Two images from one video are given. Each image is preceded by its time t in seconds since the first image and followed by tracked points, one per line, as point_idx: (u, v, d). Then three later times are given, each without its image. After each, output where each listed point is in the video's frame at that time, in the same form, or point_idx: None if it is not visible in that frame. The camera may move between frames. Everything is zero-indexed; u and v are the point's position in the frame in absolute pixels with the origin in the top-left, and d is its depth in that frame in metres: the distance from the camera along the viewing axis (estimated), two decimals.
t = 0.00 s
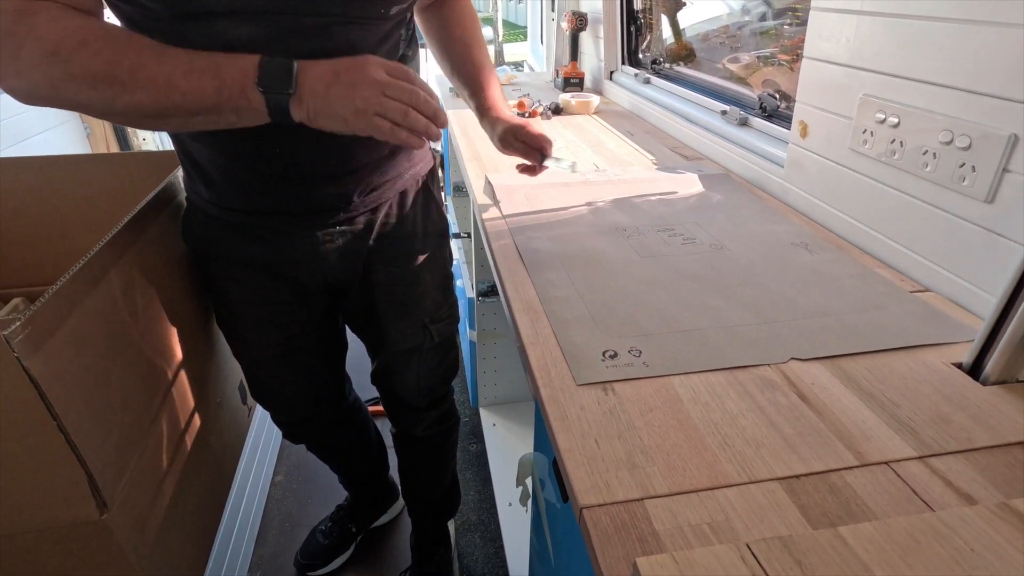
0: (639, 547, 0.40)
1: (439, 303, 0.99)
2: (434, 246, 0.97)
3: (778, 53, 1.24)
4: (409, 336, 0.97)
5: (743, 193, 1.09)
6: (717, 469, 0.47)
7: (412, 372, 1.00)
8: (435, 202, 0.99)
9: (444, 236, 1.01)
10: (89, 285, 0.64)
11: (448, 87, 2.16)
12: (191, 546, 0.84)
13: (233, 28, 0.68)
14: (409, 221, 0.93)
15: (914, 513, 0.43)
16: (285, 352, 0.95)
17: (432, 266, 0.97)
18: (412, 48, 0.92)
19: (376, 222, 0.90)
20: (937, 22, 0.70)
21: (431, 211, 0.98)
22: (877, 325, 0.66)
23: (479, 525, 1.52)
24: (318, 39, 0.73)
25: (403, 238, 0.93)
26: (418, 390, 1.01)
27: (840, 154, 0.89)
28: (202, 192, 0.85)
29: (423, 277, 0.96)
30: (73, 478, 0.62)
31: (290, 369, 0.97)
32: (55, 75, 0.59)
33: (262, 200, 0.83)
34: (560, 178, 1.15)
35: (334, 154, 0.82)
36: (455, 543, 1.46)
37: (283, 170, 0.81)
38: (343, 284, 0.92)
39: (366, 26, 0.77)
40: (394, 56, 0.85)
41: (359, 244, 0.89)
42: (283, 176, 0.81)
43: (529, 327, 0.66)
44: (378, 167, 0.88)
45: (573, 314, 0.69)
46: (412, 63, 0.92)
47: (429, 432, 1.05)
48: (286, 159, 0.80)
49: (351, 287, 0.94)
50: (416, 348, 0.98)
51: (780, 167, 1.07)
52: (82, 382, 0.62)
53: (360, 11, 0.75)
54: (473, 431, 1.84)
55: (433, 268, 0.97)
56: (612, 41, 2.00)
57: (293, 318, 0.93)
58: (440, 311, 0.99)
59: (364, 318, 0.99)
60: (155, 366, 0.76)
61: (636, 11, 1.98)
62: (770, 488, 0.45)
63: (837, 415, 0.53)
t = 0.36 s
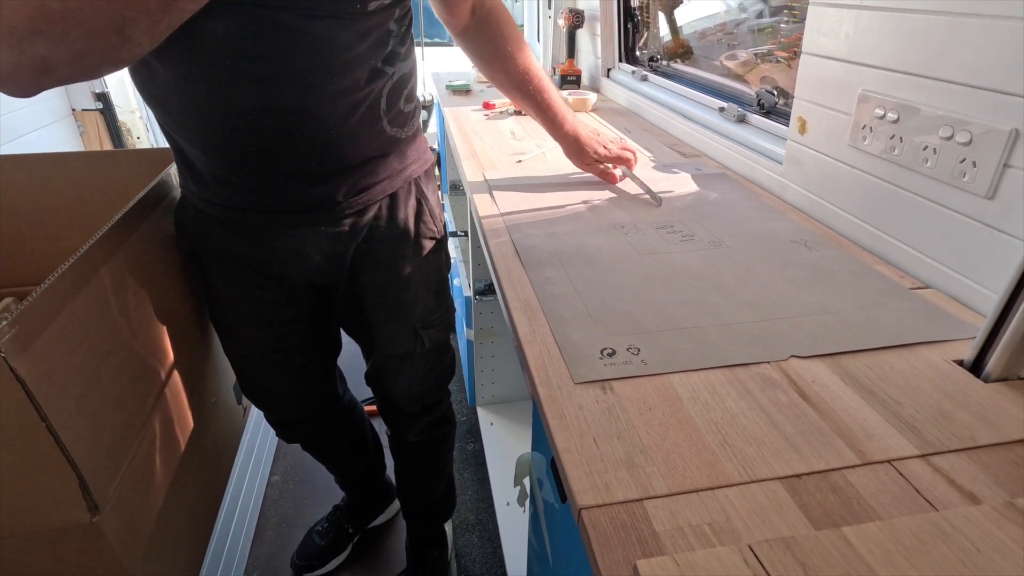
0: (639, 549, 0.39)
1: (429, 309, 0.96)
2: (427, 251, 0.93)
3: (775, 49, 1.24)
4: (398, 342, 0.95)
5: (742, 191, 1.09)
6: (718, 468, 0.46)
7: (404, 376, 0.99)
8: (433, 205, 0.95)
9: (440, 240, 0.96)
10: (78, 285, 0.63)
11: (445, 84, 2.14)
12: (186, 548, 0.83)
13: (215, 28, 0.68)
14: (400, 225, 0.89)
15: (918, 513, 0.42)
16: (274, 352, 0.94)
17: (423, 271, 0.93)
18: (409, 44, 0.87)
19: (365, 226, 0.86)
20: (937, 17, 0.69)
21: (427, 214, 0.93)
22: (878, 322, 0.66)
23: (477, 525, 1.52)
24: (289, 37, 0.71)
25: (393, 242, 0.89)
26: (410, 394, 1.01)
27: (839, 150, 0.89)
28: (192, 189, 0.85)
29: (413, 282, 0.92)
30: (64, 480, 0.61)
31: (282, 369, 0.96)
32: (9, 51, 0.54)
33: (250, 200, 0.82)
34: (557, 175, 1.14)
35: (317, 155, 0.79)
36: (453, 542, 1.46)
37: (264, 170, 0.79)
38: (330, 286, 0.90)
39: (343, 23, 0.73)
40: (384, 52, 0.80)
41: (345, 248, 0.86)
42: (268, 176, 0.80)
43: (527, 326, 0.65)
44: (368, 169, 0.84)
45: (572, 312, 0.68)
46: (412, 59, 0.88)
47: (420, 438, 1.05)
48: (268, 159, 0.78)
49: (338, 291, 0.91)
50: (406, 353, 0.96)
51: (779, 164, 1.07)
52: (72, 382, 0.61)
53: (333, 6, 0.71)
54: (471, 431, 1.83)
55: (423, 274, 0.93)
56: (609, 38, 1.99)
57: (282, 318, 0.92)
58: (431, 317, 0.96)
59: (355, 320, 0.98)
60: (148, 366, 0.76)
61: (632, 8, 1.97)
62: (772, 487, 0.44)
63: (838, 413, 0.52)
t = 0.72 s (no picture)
0: (639, 555, 0.40)
1: (422, 330, 0.91)
2: (421, 268, 0.88)
3: (773, 53, 1.25)
4: (386, 358, 0.92)
5: (739, 194, 1.10)
6: (717, 474, 0.47)
7: (395, 395, 0.95)
8: (435, 222, 0.90)
9: (442, 260, 0.91)
10: (81, 292, 0.64)
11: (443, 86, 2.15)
12: (188, 551, 0.84)
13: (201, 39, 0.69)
14: (390, 242, 0.84)
15: (913, 518, 0.43)
16: (267, 356, 0.95)
17: (414, 291, 0.88)
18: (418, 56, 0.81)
19: (354, 244, 0.83)
20: (933, 24, 0.70)
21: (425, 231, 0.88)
22: (875, 327, 0.66)
23: (477, 527, 1.52)
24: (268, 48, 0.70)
25: (381, 258, 0.85)
26: (402, 414, 0.98)
27: (836, 155, 0.90)
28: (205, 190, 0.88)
29: (401, 301, 0.87)
30: (66, 486, 0.61)
31: (280, 370, 0.97)
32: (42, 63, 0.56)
33: (247, 206, 0.82)
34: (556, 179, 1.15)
35: (302, 169, 0.78)
36: (453, 544, 1.46)
37: (255, 180, 0.80)
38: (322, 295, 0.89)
39: (323, 40, 0.71)
40: (375, 68, 0.75)
41: (332, 259, 0.84)
42: (261, 184, 0.80)
43: (527, 332, 0.66)
44: (359, 185, 0.81)
45: (572, 318, 0.68)
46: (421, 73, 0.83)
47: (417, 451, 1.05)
48: (259, 167, 0.78)
49: (327, 299, 0.90)
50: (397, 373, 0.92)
51: (776, 168, 1.07)
52: (75, 389, 0.61)
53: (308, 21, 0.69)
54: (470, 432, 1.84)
55: (414, 294, 0.88)
56: (607, 40, 2.00)
57: (275, 322, 0.92)
58: (423, 340, 0.91)
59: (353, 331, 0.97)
60: (150, 372, 0.76)
61: (631, 10, 1.97)
62: (770, 492, 0.45)
63: (835, 418, 0.53)
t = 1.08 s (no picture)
0: (641, 557, 0.40)
1: (398, 354, 0.90)
2: (400, 292, 0.85)
3: (774, 57, 1.25)
4: (366, 377, 0.93)
5: (741, 198, 1.10)
6: (719, 477, 0.47)
7: (376, 413, 0.96)
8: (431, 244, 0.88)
9: (422, 284, 0.87)
10: (85, 295, 0.64)
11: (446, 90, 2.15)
12: (189, 553, 0.84)
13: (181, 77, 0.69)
14: (364, 266, 0.83)
15: (915, 523, 0.43)
16: (266, 352, 1.03)
17: (388, 316, 0.86)
18: (382, 48, 0.65)
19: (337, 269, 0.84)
20: (934, 29, 0.70)
21: (403, 254, 0.84)
22: (877, 331, 0.66)
23: (477, 530, 1.52)
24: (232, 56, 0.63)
25: (356, 282, 0.85)
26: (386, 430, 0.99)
27: (837, 160, 0.90)
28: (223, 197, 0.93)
29: (376, 325, 0.87)
30: (69, 486, 0.61)
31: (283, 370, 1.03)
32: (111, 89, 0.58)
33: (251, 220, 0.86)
34: (557, 182, 1.15)
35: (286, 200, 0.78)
36: (454, 547, 1.46)
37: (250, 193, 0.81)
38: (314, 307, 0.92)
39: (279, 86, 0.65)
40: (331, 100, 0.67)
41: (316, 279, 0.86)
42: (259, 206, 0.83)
43: (529, 335, 0.66)
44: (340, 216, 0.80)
45: (574, 321, 0.69)
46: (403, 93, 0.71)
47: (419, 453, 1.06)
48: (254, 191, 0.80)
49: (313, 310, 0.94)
50: (375, 394, 0.94)
51: (777, 171, 1.08)
52: (79, 391, 0.62)
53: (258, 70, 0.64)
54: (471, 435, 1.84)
55: (389, 318, 0.87)
56: (609, 44, 2.00)
57: (274, 324, 1.01)
58: (400, 363, 0.90)
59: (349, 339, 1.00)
60: (153, 374, 0.76)
61: (633, 15, 1.98)
62: (772, 496, 0.45)
63: (837, 422, 0.53)
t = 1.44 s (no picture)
0: (649, 564, 0.40)
1: (389, 356, 0.91)
2: (389, 295, 0.87)
3: (784, 62, 1.25)
4: (361, 378, 0.95)
5: (749, 204, 1.09)
6: (727, 484, 0.47)
7: (373, 412, 0.97)
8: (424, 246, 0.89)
9: (410, 289, 0.88)
10: (97, 295, 0.64)
11: (455, 93, 2.16)
12: (197, 553, 0.84)
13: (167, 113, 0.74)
14: (352, 270, 0.85)
15: (926, 532, 0.42)
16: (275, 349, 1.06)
17: (379, 320, 0.88)
18: (320, 41, 0.68)
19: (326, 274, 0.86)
20: (946, 36, 0.70)
21: (391, 258, 0.85)
22: (886, 337, 0.66)
23: (482, 533, 1.52)
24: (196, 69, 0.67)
25: (345, 286, 0.87)
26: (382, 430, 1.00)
27: (847, 166, 0.90)
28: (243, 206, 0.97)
29: (367, 327, 0.89)
30: (80, 486, 0.62)
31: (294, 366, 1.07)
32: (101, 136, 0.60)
33: (259, 225, 0.91)
34: (564, 186, 1.15)
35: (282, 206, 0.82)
36: (459, 550, 1.46)
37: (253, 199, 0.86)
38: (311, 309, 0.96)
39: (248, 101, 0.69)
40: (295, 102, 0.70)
41: (309, 283, 0.88)
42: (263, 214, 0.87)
43: (537, 339, 0.66)
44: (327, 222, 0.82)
45: (581, 325, 0.69)
46: (370, 93, 0.74)
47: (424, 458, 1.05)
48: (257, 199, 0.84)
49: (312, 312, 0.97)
50: (370, 394, 0.96)
51: (786, 177, 1.07)
52: (91, 390, 0.62)
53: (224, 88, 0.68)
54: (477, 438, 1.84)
55: (379, 321, 0.89)
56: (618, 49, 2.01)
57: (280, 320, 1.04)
58: (392, 365, 0.92)
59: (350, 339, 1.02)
60: (164, 375, 0.77)
61: (641, 20, 1.98)
62: (781, 503, 0.45)
63: (847, 429, 0.53)
